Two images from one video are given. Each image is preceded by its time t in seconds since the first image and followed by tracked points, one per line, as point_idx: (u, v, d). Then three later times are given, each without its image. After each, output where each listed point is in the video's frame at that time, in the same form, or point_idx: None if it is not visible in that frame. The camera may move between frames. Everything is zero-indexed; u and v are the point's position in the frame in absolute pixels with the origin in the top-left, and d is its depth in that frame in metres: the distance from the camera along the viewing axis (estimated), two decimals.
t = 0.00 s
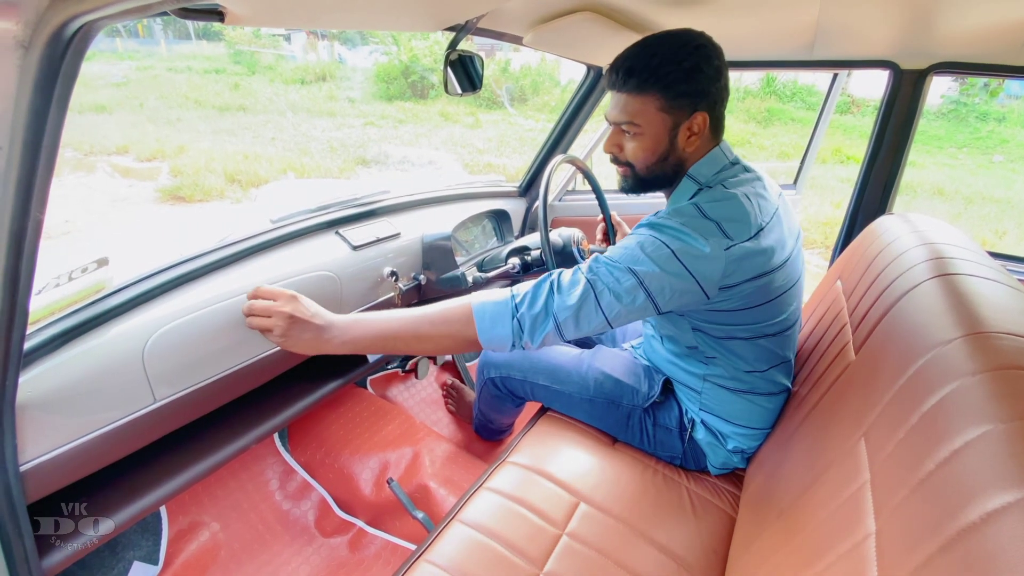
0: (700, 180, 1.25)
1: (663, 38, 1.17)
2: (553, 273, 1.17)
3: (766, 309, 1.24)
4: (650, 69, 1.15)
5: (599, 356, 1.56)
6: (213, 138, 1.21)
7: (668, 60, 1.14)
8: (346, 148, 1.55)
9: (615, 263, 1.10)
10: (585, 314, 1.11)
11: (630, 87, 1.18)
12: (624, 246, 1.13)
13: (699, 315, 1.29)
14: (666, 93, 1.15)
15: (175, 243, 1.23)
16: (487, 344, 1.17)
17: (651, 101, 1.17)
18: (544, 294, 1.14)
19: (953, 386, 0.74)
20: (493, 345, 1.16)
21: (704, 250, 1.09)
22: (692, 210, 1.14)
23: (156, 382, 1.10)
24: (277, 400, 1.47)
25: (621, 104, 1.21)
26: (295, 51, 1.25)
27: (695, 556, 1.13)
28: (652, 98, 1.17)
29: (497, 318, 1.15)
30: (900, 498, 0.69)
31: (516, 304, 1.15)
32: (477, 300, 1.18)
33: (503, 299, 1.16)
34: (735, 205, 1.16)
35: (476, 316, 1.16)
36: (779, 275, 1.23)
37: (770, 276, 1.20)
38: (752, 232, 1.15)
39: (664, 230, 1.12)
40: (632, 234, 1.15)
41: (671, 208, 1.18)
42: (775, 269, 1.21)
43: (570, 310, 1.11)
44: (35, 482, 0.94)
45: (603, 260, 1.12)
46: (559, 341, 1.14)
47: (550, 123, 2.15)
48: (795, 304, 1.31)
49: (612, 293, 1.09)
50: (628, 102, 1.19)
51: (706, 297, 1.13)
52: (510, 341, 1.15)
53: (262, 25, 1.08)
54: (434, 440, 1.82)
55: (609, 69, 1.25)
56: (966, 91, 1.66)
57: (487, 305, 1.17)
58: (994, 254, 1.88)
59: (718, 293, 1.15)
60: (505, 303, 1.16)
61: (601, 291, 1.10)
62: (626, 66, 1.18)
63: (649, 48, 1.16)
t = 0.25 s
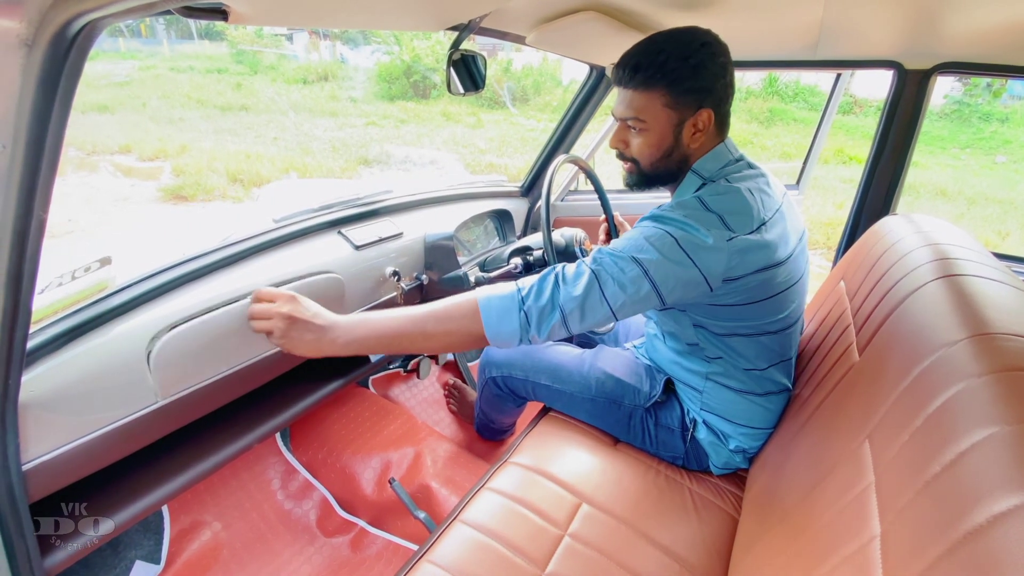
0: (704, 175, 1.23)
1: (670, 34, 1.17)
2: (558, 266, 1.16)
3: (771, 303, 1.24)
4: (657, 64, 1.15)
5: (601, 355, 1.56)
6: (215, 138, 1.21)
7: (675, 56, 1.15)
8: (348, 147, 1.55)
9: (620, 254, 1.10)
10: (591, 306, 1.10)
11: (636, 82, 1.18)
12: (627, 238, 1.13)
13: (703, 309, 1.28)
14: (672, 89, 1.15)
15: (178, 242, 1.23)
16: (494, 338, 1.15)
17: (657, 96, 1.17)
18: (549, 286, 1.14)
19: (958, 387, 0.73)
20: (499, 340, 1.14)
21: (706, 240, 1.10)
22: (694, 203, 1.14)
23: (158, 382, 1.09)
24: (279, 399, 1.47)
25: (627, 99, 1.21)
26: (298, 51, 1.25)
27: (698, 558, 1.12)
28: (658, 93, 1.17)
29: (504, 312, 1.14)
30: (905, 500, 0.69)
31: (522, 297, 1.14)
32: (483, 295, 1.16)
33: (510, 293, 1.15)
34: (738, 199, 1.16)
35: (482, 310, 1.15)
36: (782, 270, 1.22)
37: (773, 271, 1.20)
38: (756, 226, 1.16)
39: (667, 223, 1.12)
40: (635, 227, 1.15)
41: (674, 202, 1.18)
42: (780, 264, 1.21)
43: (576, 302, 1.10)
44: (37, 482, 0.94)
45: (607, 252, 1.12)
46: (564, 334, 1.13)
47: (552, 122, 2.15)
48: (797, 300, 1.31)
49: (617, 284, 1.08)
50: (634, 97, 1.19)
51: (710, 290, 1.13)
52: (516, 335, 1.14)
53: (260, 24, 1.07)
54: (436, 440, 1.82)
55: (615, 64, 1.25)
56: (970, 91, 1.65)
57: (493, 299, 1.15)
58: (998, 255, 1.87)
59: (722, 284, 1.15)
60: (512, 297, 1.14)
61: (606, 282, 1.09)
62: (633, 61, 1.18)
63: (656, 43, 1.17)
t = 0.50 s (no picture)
0: (713, 175, 1.24)
1: (678, 34, 1.17)
2: (577, 284, 1.13)
3: (785, 303, 1.24)
4: (665, 63, 1.14)
5: (604, 357, 1.56)
6: (217, 138, 1.21)
7: (683, 55, 1.14)
8: (349, 147, 1.55)
9: (638, 265, 1.08)
10: (615, 322, 1.07)
11: (644, 81, 1.17)
12: (643, 248, 1.10)
13: (719, 312, 1.27)
14: (680, 88, 1.15)
15: (180, 242, 1.23)
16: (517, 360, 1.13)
17: (666, 95, 1.17)
18: (571, 305, 1.11)
19: (961, 389, 0.73)
20: (524, 363, 1.12)
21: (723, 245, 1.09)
22: (708, 208, 1.13)
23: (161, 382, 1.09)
24: (281, 399, 1.47)
25: (635, 98, 1.20)
26: (299, 50, 1.24)
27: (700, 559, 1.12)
28: (667, 93, 1.16)
29: (527, 335, 1.11)
30: (909, 501, 0.69)
31: (545, 318, 1.11)
32: (506, 316, 1.13)
33: (531, 314, 1.12)
34: (750, 200, 1.16)
35: (504, 333, 1.12)
36: (796, 268, 1.22)
37: (788, 269, 1.20)
38: (769, 226, 1.15)
39: (681, 228, 1.10)
40: (649, 235, 1.13)
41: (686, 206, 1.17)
42: (793, 263, 1.21)
43: (601, 320, 1.07)
44: (40, 482, 0.94)
45: (624, 264, 1.09)
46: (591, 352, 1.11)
47: (554, 123, 2.15)
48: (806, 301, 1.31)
49: (638, 296, 1.06)
50: (642, 97, 1.19)
51: (728, 293, 1.12)
52: (541, 358, 1.11)
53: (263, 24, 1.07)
54: (437, 440, 1.83)
55: (622, 64, 1.24)
56: (971, 92, 1.65)
57: (514, 320, 1.12)
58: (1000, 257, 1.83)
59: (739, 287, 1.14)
60: (535, 319, 1.11)
61: (628, 297, 1.06)
62: (640, 61, 1.18)
63: (664, 43, 1.16)
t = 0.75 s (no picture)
0: (721, 179, 1.24)
1: (691, 32, 1.16)
2: (596, 321, 1.10)
3: (799, 309, 1.23)
4: (678, 61, 1.14)
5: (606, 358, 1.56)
6: (220, 137, 1.21)
7: (697, 53, 1.14)
8: (352, 147, 1.56)
9: (654, 291, 1.06)
10: (639, 355, 1.07)
11: (657, 79, 1.17)
12: (657, 271, 1.08)
13: (735, 323, 1.26)
14: (693, 87, 1.15)
15: (183, 241, 1.23)
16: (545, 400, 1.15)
17: (678, 94, 1.16)
18: (595, 345, 1.09)
19: (967, 391, 0.73)
20: (554, 404, 1.13)
21: (740, 262, 1.07)
22: (720, 222, 1.12)
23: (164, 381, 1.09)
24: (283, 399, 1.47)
25: (646, 97, 1.20)
26: (302, 50, 1.24)
27: (702, 560, 1.12)
28: (679, 91, 1.16)
29: (556, 381, 1.11)
30: (914, 504, 0.68)
31: (572, 364, 1.11)
32: (532, 356, 1.15)
33: (557, 359, 1.12)
34: (761, 208, 1.15)
35: (533, 376, 1.13)
36: (809, 274, 1.22)
37: (802, 274, 1.20)
38: (781, 234, 1.15)
39: (694, 246, 1.08)
40: (661, 255, 1.11)
41: (697, 219, 1.15)
42: (805, 269, 1.20)
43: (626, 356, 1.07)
44: (43, 480, 0.95)
45: (640, 291, 1.07)
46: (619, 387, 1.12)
47: (557, 123, 2.15)
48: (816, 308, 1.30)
49: (659, 326, 1.05)
50: (654, 95, 1.19)
51: (744, 304, 1.11)
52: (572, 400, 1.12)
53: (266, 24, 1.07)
54: (439, 440, 1.83)
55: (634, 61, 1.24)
56: (975, 92, 1.65)
57: (540, 364, 1.13)
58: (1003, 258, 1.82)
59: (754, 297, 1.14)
60: (562, 362, 1.12)
61: (648, 328, 1.05)
62: (653, 58, 1.18)
63: (678, 40, 1.16)
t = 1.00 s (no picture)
0: (726, 181, 1.24)
1: (694, 34, 1.15)
2: (596, 322, 1.11)
3: (801, 313, 1.23)
4: (681, 65, 1.13)
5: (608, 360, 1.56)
6: (222, 137, 1.21)
7: (699, 56, 1.12)
8: (354, 147, 1.56)
9: (654, 295, 1.06)
10: (638, 357, 1.07)
11: (659, 83, 1.16)
12: (658, 274, 1.08)
13: (738, 326, 1.26)
14: (696, 90, 1.14)
15: (186, 241, 1.23)
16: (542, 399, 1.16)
17: (681, 98, 1.15)
18: (594, 347, 1.10)
19: (975, 392, 0.72)
20: (550, 403, 1.14)
21: (742, 266, 1.06)
22: (723, 224, 1.11)
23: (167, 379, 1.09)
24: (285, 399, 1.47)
25: (649, 101, 1.19)
26: (304, 50, 1.24)
27: (706, 562, 1.11)
28: (682, 95, 1.15)
29: (553, 380, 1.12)
30: (921, 505, 0.68)
31: (570, 364, 1.12)
32: (530, 353, 1.15)
33: (556, 359, 1.13)
34: (765, 211, 1.14)
35: (530, 374, 1.13)
36: (813, 277, 1.22)
37: (806, 277, 1.20)
38: (785, 237, 1.14)
39: (696, 249, 1.08)
40: (663, 257, 1.11)
41: (700, 220, 1.15)
42: (809, 273, 1.20)
43: (625, 358, 1.07)
44: (46, 479, 0.94)
45: (641, 294, 1.07)
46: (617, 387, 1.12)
47: (559, 123, 2.15)
48: (820, 309, 1.29)
49: (658, 329, 1.05)
50: (657, 99, 1.17)
51: (746, 308, 1.10)
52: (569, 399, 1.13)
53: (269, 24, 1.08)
54: (441, 440, 1.82)
55: (635, 64, 1.23)
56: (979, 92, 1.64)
57: (538, 362, 1.14)
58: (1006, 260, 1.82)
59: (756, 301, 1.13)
60: (559, 362, 1.12)
61: (647, 330, 1.05)
62: (655, 62, 1.16)
63: (680, 43, 1.14)
